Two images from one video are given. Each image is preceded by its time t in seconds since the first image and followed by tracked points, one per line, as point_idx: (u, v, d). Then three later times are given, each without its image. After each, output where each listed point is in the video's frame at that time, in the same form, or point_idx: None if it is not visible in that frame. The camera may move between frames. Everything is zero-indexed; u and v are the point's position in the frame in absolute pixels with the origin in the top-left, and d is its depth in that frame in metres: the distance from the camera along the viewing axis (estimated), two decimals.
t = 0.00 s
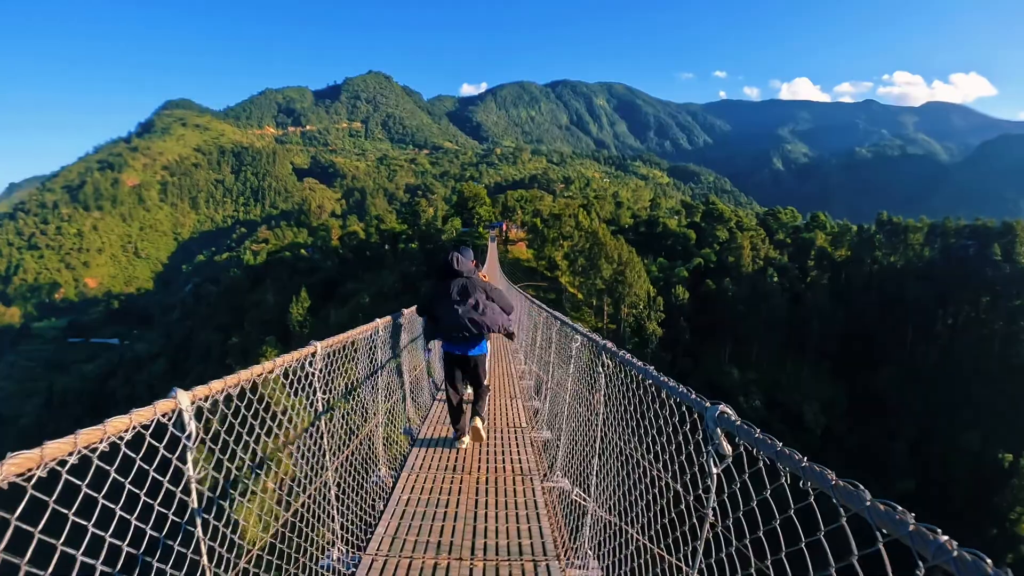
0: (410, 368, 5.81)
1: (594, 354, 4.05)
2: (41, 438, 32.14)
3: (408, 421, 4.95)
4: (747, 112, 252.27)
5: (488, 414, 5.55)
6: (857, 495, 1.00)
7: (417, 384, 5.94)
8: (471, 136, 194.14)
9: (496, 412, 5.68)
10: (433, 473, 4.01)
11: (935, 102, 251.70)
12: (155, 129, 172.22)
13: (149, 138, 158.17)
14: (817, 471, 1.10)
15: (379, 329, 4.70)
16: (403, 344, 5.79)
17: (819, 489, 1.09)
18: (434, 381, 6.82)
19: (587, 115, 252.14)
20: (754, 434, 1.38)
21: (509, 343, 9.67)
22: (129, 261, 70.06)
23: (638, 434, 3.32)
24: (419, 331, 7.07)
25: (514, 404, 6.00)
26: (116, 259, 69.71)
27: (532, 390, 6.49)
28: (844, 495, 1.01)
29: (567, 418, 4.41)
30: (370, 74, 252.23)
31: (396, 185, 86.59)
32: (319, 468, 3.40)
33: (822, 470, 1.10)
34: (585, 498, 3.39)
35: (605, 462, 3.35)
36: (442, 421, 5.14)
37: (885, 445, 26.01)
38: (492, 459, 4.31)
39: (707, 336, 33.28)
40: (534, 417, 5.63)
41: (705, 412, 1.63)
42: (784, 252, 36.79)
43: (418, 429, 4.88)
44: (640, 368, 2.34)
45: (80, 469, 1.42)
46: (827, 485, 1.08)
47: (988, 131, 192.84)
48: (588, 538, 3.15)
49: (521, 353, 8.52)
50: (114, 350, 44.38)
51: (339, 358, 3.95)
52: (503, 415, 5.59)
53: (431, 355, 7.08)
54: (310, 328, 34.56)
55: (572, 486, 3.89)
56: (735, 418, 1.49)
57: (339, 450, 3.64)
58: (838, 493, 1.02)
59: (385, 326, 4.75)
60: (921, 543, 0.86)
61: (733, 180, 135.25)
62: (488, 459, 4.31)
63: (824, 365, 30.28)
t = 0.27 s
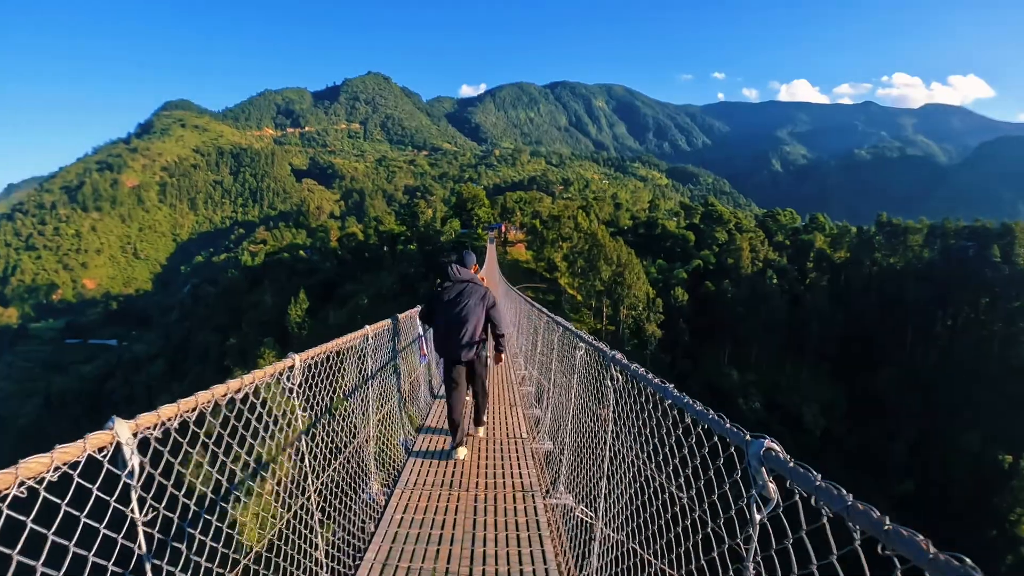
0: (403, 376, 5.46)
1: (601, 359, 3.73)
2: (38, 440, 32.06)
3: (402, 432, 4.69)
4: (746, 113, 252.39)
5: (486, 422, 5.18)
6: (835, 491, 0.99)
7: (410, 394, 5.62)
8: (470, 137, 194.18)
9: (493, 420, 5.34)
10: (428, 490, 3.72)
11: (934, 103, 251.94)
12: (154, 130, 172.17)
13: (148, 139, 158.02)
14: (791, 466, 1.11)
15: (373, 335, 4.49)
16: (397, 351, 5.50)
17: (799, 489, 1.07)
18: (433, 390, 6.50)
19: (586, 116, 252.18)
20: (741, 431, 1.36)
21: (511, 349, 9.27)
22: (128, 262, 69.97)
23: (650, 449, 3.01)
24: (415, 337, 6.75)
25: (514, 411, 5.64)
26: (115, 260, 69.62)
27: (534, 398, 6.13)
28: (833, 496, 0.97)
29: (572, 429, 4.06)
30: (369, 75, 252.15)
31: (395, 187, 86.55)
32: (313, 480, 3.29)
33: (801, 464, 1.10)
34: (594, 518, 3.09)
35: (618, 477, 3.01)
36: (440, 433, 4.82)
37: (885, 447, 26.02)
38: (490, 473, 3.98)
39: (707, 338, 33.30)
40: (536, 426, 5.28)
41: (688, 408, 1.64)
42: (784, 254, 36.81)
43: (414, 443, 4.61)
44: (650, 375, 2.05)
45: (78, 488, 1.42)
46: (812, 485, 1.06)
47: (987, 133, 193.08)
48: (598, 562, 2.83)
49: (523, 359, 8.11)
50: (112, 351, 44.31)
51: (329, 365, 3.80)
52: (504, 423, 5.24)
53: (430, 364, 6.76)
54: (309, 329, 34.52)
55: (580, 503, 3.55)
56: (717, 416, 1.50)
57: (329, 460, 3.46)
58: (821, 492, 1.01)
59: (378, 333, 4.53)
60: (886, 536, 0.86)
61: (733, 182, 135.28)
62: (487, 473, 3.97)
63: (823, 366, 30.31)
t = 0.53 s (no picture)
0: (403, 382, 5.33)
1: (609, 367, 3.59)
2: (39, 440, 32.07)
3: (401, 442, 4.57)
4: (746, 113, 252.35)
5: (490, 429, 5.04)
6: (858, 499, 0.99)
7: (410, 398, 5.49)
8: (470, 138, 194.21)
9: (497, 427, 5.19)
10: (429, 502, 3.61)
11: (934, 103, 251.74)
12: (154, 130, 172.19)
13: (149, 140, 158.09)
14: (815, 478, 1.09)
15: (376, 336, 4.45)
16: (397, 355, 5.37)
17: (813, 502, 1.06)
18: (435, 394, 6.36)
19: (586, 117, 252.12)
20: (760, 443, 1.35)
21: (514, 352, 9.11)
22: (128, 262, 69.97)
23: (663, 460, 2.90)
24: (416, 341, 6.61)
25: (519, 417, 5.50)
26: (115, 260, 69.63)
27: (538, 404, 5.98)
28: (863, 512, 0.94)
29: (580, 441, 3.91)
30: (369, 76, 252.06)
31: (395, 187, 86.59)
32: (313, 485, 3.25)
33: (825, 479, 1.08)
34: (605, 535, 2.97)
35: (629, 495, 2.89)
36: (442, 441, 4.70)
37: (886, 447, 26.02)
38: (495, 485, 3.86)
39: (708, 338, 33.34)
40: (541, 434, 5.13)
41: (707, 415, 1.62)
42: (785, 254, 36.81)
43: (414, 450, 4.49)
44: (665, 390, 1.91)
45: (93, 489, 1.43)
46: (834, 499, 1.04)
47: (988, 133, 192.98)
48: None
49: (526, 362, 7.94)
50: (113, 351, 44.32)
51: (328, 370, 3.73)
52: (508, 431, 5.09)
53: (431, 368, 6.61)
54: (309, 330, 34.51)
55: (590, 518, 3.42)
56: (736, 425, 1.49)
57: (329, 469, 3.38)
58: (844, 507, 1.00)
59: (380, 336, 4.46)
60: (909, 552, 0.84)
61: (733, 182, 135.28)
62: (492, 485, 3.84)
63: (824, 366, 30.33)
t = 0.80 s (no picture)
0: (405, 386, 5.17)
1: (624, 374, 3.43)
2: (39, 442, 32.08)
3: (403, 448, 4.41)
4: (747, 113, 252.18)
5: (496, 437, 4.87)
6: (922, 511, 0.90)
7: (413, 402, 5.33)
8: (470, 138, 194.24)
9: (503, 433, 5.02)
10: (431, 514, 3.49)
11: (935, 103, 251.44)
12: (155, 131, 172.44)
13: (149, 140, 158.21)
14: (842, 477, 1.07)
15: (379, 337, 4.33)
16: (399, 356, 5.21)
17: (854, 498, 1.02)
18: (438, 397, 6.24)
19: (587, 117, 252.16)
20: (788, 443, 1.31)
21: (518, 354, 8.90)
22: (129, 262, 70.04)
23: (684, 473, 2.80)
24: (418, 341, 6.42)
25: (525, 423, 5.32)
26: (116, 261, 69.74)
27: (545, 408, 5.80)
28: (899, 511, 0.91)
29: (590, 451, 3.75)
30: (370, 76, 252.12)
31: (395, 187, 86.59)
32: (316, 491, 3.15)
33: (857, 478, 1.05)
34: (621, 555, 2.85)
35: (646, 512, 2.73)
36: (446, 449, 4.53)
37: (887, 448, 25.94)
38: (503, 498, 3.70)
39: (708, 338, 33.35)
40: (548, 441, 4.96)
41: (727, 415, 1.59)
42: (786, 253, 36.73)
43: (417, 458, 4.33)
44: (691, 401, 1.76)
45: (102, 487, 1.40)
46: (878, 499, 0.99)
47: (988, 133, 192.72)
48: None
49: (530, 365, 7.75)
50: (113, 351, 44.35)
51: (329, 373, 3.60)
52: (515, 437, 4.92)
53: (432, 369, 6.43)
54: (309, 330, 34.50)
55: (603, 534, 3.28)
56: (758, 424, 1.46)
57: (331, 476, 3.27)
58: (884, 508, 0.96)
59: (382, 338, 4.33)
60: (954, 552, 0.82)
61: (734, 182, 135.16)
62: (500, 498, 3.68)
63: (825, 366, 30.29)
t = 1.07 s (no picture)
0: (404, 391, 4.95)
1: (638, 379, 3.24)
2: (38, 442, 32.03)
3: (401, 459, 4.24)
4: (747, 115, 252.21)
5: (498, 445, 4.66)
6: (951, 530, 0.86)
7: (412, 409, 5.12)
8: (470, 139, 194.16)
9: (506, 440, 4.79)
10: (430, 533, 3.21)
11: (936, 106, 251.47)
12: (155, 131, 172.39)
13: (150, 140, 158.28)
14: (849, 480, 1.07)
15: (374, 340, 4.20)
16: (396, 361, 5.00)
17: (864, 505, 1.02)
18: (442, 400, 6.22)
19: (588, 118, 252.21)
20: (798, 451, 1.28)
21: (519, 358, 8.66)
22: (129, 262, 70.00)
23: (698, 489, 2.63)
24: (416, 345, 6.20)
25: (528, 430, 5.10)
26: (116, 261, 69.72)
27: (550, 414, 5.57)
28: (924, 525, 0.89)
29: (600, 462, 3.54)
30: (371, 77, 252.16)
31: (396, 188, 86.58)
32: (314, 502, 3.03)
33: (870, 484, 1.04)
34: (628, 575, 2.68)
35: (662, 531, 2.55)
36: (446, 459, 4.32)
37: (888, 451, 25.90)
38: (508, 510, 3.51)
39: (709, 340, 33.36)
40: (554, 449, 4.73)
41: (727, 415, 1.57)
42: (786, 256, 36.73)
43: (417, 468, 4.14)
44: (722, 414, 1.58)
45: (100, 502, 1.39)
46: (892, 507, 0.98)
47: (989, 135, 192.66)
48: None
49: (532, 369, 7.50)
50: (113, 351, 44.34)
51: (322, 379, 3.44)
52: (518, 445, 4.69)
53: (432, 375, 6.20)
54: (310, 331, 34.53)
55: (614, 551, 3.07)
56: (759, 427, 1.44)
57: (329, 486, 3.15)
58: (899, 516, 0.94)
59: (378, 342, 4.19)
60: (989, 568, 0.78)
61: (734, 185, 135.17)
62: (503, 512, 3.48)
63: (826, 368, 30.28)
